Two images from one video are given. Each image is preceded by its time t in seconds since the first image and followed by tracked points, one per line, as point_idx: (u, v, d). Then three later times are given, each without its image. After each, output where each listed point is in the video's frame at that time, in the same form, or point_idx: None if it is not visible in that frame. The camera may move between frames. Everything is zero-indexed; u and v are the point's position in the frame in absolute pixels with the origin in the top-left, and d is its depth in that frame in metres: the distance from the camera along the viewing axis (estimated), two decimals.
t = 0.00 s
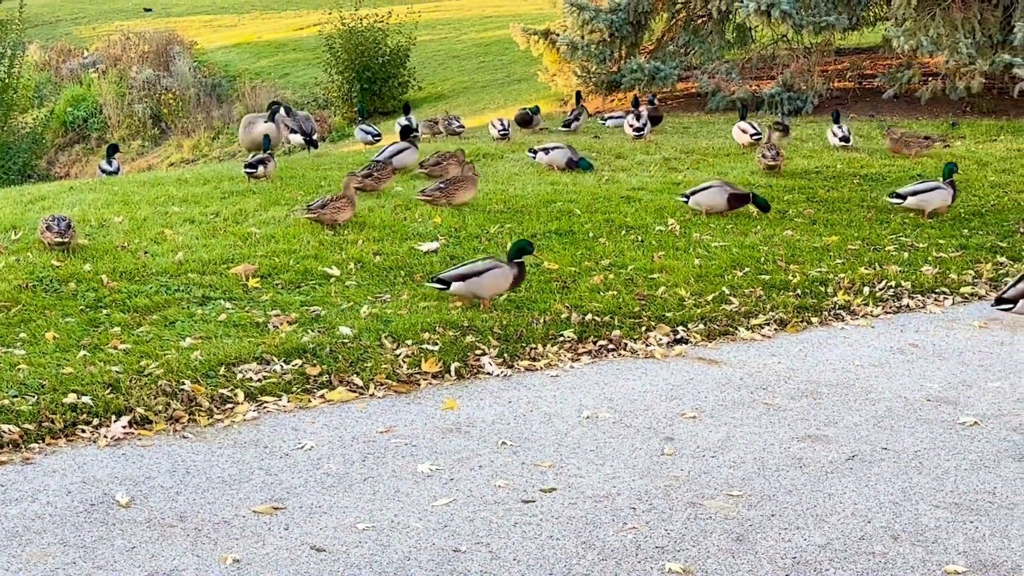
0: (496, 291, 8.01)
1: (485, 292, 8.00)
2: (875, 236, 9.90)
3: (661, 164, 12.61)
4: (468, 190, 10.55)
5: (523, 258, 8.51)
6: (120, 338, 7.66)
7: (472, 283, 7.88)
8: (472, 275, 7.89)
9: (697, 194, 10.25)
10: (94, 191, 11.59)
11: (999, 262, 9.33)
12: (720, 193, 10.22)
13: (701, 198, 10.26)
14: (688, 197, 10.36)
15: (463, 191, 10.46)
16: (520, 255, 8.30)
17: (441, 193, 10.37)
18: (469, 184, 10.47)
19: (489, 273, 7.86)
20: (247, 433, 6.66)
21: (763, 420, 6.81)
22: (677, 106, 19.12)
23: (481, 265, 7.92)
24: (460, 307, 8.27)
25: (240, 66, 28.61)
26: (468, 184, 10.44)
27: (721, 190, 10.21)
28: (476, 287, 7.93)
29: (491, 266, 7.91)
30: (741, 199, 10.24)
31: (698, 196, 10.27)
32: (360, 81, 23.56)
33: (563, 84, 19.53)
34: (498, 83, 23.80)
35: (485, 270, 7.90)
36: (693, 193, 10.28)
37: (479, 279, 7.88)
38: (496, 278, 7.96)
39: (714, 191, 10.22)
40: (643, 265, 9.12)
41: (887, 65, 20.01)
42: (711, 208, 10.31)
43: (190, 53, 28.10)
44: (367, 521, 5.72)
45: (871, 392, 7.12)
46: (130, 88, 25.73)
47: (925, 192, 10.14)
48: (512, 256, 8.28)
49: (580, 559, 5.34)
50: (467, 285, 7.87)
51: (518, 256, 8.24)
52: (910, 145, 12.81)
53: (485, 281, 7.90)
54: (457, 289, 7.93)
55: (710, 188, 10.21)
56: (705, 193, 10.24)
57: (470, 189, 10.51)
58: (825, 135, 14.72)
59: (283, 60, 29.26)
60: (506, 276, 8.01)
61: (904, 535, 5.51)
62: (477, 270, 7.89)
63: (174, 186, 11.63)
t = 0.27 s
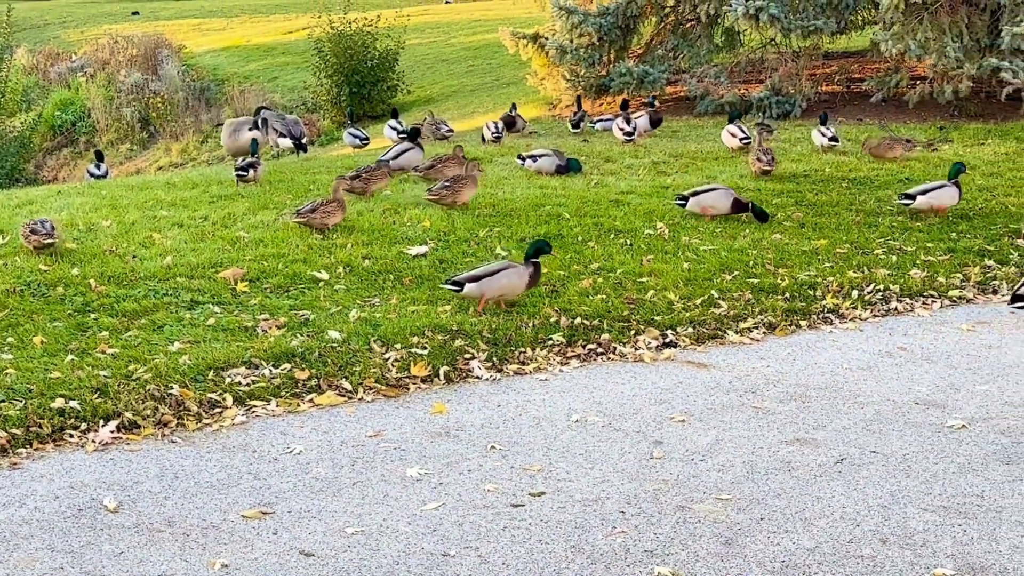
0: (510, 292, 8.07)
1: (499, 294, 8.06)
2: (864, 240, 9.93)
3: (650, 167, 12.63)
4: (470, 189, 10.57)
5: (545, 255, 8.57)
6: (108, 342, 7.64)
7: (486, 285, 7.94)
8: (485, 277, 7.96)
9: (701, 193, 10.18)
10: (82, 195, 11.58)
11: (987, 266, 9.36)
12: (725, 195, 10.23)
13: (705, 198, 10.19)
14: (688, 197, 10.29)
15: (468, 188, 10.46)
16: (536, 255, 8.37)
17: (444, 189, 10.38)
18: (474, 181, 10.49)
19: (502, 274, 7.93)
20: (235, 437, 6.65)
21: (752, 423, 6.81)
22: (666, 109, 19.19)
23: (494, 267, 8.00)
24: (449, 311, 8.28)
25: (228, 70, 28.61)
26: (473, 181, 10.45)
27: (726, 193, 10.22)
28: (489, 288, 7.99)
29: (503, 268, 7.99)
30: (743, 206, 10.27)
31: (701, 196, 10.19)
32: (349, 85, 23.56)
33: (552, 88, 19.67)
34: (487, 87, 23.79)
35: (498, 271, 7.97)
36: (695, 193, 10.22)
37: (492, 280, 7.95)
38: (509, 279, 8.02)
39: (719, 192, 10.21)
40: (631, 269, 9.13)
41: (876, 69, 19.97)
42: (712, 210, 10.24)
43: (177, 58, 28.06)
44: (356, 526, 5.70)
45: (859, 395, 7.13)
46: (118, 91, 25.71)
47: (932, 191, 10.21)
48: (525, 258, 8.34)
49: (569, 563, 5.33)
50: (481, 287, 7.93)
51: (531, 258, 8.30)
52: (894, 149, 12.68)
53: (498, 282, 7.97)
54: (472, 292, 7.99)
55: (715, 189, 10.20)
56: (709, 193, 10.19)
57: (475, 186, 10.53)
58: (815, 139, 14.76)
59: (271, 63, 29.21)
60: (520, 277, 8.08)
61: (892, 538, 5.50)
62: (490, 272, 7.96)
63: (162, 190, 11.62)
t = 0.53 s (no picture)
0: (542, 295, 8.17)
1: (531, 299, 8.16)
2: (852, 243, 9.95)
3: (640, 171, 12.64)
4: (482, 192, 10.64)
5: (558, 251, 8.69)
6: (97, 347, 7.62)
7: (519, 292, 8.02)
8: (517, 283, 8.03)
9: (701, 204, 10.13)
10: (71, 199, 11.56)
11: (976, 269, 9.38)
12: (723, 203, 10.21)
13: (705, 208, 10.16)
14: (687, 206, 10.22)
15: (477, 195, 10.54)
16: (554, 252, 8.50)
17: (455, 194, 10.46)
18: (486, 186, 10.55)
19: (534, 279, 7.99)
20: (224, 442, 6.63)
21: (741, 427, 6.81)
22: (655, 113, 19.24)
23: (525, 273, 8.05)
24: (438, 315, 8.28)
25: (218, 74, 28.60)
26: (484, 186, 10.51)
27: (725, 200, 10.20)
28: (522, 294, 8.07)
29: (534, 272, 8.05)
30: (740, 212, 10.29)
31: (701, 205, 10.16)
32: (339, 89, 23.59)
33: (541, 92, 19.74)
34: (477, 91, 23.81)
35: (530, 277, 8.04)
36: (694, 202, 10.17)
37: (526, 287, 8.02)
38: (541, 283, 8.11)
39: (718, 200, 10.17)
40: (621, 273, 9.14)
41: (865, 72, 20.03)
42: (712, 219, 10.27)
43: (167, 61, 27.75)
44: (345, 530, 5.66)
45: (848, 399, 7.14)
46: (108, 95, 25.69)
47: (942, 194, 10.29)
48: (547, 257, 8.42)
49: (558, 567, 5.29)
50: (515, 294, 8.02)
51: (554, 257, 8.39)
52: (880, 152, 12.75)
53: (532, 287, 8.05)
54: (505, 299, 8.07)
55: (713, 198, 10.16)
56: (708, 203, 10.16)
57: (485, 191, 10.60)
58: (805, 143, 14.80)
59: (260, 68, 29.22)
60: (549, 279, 8.17)
61: (881, 542, 5.47)
62: (521, 278, 8.02)
63: (151, 195, 11.61)
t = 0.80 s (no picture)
0: (558, 296, 8.20)
1: (547, 299, 8.20)
2: (842, 248, 9.97)
3: (630, 175, 12.66)
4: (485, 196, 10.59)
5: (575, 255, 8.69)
6: (86, 352, 7.61)
7: (535, 291, 8.07)
8: (533, 282, 8.08)
9: (694, 208, 10.15)
10: (60, 204, 11.54)
11: (965, 274, 9.41)
12: (718, 210, 10.21)
13: (697, 213, 10.18)
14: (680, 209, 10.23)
15: (479, 197, 10.52)
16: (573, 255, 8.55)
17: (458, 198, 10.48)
18: (486, 189, 10.52)
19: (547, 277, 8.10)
20: (214, 447, 6.60)
21: (731, 431, 6.81)
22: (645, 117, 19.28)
23: (541, 272, 8.11)
24: (428, 320, 8.27)
25: (208, 78, 28.60)
26: (485, 190, 10.46)
27: (719, 208, 10.20)
28: (538, 293, 8.12)
29: (552, 272, 8.10)
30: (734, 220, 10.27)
31: (694, 210, 10.16)
32: (330, 93, 23.55)
33: (531, 97, 19.76)
34: (467, 95, 23.82)
35: (547, 276, 8.09)
36: (688, 206, 10.16)
37: (542, 286, 8.07)
38: (558, 283, 8.15)
39: (713, 208, 10.17)
40: (611, 277, 9.14)
41: (855, 76, 20.10)
42: (704, 224, 10.28)
43: (156, 66, 28.24)
44: (335, 535, 5.62)
45: (838, 403, 7.14)
46: (98, 99, 25.67)
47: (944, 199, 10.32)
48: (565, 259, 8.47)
49: (549, 572, 5.24)
50: (530, 293, 8.07)
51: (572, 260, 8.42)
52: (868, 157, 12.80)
53: (548, 287, 8.09)
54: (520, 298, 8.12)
55: (708, 204, 10.15)
56: (703, 209, 10.16)
57: (488, 194, 10.55)
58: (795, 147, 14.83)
59: (249, 72, 29.21)
60: (567, 280, 8.22)
61: (871, 546, 5.44)
62: (538, 277, 8.08)
63: (141, 199, 11.59)
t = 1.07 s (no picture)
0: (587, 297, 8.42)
1: (578, 302, 8.42)
2: (832, 252, 9.98)
3: (620, 180, 12.66)
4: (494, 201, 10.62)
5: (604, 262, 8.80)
6: (74, 357, 7.59)
7: (566, 293, 8.29)
8: (563, 286, 8.31)
9: (688, 214, 10.14)
10: (49, 209, 11.53)
11: (954, 278, 9.42)
12: (712, 213, 10.09)
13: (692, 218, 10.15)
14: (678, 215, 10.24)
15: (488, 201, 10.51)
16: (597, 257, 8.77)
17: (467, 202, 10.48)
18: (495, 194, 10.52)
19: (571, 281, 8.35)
20: (202, 452, 6.59)
21: (720, 436, 6.80)
22: (636, 122, 19.30)
23: (569, 275, 8.35)
24: (418, 324, 8.27)
25: (199, 83, 28.59)
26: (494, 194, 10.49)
27: (715, 211, 10.07)
28: (569, 296, 8.35)
29: (578, 274, 8.34)
30: (735, 222, 10.09)
31: (688, 216, 10.14)
32: (320, 97, 23.57)
33: (522, 102, 19.81)
34: (457, 99, 23.84)
35: (575, 278, 8.32)
36: (682, 212, 10.16)
37: (572, 289, 8.29)
38: (585, 284, 8.38)
39: (707, 211, 10.08)
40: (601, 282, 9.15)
41: (845, 81, 20.15)
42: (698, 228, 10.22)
43: (146, 70, 28.25)
44: (323, 541, 5.58)
45: (828, 408, 7.15)
46: (88, 104, 25.65)
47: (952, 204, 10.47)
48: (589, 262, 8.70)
49: None
50: (563, 296, 8.29)
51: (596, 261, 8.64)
52: (857, 161, 12.83)
53: (578, 289, 8.31)
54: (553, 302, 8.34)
55: (702, 209, 10.07)
56: (696, 214, 10.11)
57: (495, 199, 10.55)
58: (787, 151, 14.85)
59: (239, 77, 29.21)
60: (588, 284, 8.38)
61: (860, 551, 5.42)
62: (566, 280, 8.31)
63: (130, 204, 11.58)
